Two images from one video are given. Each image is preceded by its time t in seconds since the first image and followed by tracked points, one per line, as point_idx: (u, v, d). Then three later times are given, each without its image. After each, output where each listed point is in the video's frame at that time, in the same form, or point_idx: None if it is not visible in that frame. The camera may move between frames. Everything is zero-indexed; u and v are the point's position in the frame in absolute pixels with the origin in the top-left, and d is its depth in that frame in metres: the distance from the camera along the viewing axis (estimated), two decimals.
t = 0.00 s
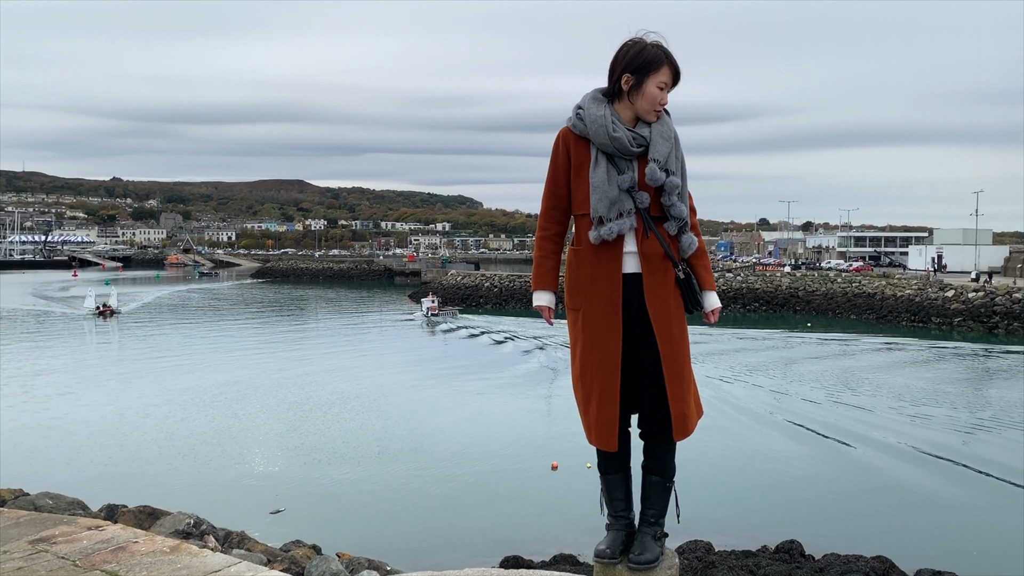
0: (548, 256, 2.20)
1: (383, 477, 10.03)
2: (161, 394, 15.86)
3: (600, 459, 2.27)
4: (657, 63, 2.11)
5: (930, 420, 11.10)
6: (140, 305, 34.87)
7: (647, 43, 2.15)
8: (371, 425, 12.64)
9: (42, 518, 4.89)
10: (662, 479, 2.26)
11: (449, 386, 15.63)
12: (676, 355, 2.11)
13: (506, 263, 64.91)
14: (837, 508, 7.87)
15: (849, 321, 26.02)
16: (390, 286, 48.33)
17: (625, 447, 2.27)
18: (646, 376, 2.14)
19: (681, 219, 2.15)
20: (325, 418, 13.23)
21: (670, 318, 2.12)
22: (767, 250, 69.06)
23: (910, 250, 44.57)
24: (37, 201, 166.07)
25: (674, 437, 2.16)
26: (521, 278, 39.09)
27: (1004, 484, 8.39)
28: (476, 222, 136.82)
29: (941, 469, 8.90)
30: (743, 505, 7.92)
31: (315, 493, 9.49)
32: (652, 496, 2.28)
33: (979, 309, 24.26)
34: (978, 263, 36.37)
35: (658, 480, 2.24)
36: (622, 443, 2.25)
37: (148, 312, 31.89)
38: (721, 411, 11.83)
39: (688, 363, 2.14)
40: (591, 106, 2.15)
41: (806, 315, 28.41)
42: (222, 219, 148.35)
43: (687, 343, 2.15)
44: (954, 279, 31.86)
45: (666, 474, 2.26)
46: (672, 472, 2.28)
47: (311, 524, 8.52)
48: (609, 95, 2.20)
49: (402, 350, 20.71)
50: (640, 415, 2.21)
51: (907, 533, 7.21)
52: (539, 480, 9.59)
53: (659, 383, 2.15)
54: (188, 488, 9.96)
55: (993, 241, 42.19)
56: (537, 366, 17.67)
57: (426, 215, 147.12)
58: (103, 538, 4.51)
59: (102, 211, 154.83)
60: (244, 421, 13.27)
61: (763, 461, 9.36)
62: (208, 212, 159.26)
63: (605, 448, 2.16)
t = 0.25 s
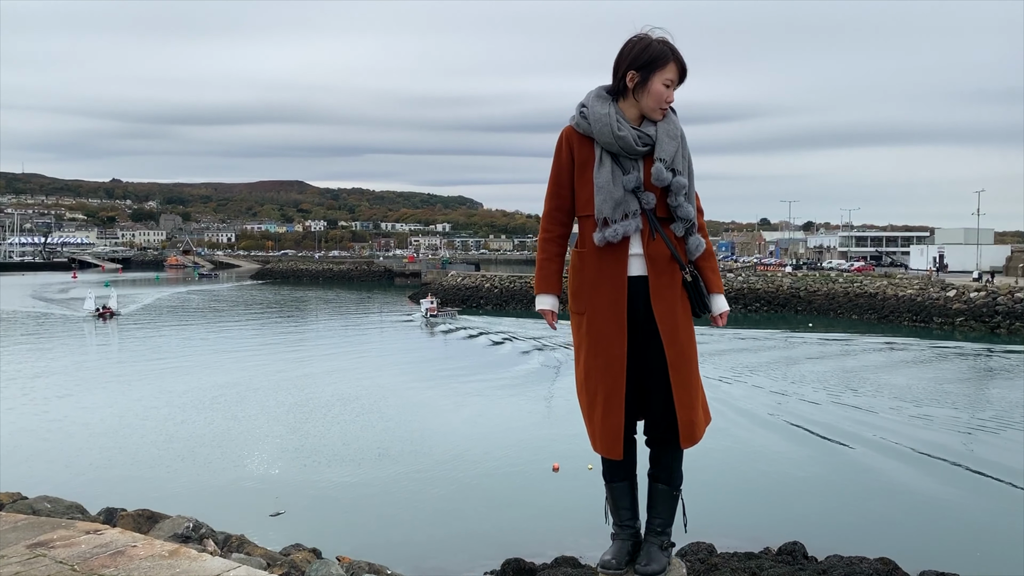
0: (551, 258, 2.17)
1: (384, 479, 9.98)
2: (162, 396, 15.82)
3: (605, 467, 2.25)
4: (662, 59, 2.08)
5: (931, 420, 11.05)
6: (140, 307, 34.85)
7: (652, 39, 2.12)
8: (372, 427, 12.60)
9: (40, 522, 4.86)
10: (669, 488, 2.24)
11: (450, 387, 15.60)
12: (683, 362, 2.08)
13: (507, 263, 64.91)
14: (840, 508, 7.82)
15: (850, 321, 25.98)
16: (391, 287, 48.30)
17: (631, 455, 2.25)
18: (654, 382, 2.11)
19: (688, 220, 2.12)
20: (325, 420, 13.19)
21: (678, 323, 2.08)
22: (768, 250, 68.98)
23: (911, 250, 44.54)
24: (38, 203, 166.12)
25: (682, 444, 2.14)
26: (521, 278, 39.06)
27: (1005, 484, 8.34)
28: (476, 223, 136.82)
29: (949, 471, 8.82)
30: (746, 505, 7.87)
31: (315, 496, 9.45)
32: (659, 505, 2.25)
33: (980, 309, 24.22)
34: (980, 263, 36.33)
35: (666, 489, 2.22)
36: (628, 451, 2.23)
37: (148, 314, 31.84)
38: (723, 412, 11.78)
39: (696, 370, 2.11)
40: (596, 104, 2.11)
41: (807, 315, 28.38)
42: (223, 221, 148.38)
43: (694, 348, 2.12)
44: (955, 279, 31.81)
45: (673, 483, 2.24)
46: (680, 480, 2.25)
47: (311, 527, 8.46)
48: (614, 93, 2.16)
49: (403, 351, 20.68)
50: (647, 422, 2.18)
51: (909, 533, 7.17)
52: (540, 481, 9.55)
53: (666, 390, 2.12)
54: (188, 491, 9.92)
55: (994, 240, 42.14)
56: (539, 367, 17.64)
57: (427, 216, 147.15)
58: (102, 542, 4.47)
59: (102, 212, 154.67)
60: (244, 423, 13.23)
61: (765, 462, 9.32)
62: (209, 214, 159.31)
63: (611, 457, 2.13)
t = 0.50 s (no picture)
0: (554, 262, 2.14)
1: (385, 481, 9.94)
2: (162, 398, 15.79)
3: (611, 475, 2.22)
4: (668, 58, 2.06)
5: (933, 420, 11.00)
6: (141, 309, 34.85)
7: (658, 37, 2.09)
8: (373, 429, 12.56)
9: (40, 526, 4.84)
10: (676, 496, 2.21)
11: (451, 389, 15.57)
12: (691, 367, 2.06)
13: (507, 264, 64.96)
14: (842, 509, 7.77)
15: (851, 321, 25.96)
16: (391, 289, 48.32)
17: (636, 463, 2.22)
18: (660, 388, 2.08)
19: (695, 222, 2.10)
20: (326, 422, 13.16)
21: (685, 327, 2.06)
22: (769, 251, 68.95)
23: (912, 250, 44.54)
24: (38, 205, 166.27)
25: (689, 452, 2.11)
26: (522, 279, 39.07)
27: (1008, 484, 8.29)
28: (476, 225, 136.88)
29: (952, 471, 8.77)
30: (748, 506, 7.83)
31: (315, 498, 9.41)
32: (665, 513, 2.22)
33: (982, 309, 24.18)
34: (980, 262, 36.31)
35: (673, 497, 2.19)
36: (633, 459, 2.20)
37: (149, 316, 31.83)
38: (725, 413, 11.75)
39: (703, 376, 2.09)
40: (601, 104, 2.08)
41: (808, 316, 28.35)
42: (223, 222, 148.53)
43: (701, 353, 2.09)
44: (956, 279, 31.76)
45: (680, 491, 2.21)
46: (686, 488, 2.22)
47: (312, 529, 8.43)
48: (619, 92, 2.14)
49: (403, 352, 20.66)
50: (653, 429, 2.15)
51: (913, 534, 7.14)
52: (542, 483, 9.51)
53: (672, 396, 2.09)
54: (189, 493, 9.88)
55: (995, 240, 42.11)
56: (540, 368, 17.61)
57: (427, 217, 147.26)
58: (101, 546, 4.45)
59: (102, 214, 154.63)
60: (245, 425, 13.20)
61: (767, 462, 9.29)
62: (209, 216, 159.43)
63: (617, 465, 2.10)
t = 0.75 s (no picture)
0: (556, 264, 2.11)
1: (385, 483, 9.91)
2: (162, 400, 15.76)
3: (615, 482, 2.19)
4: (673, 55, 2.03)
5: (934, 421, 10.96)
6: (141, 311, 34.83)
7: (662, 34, 2.07)
8: (373, 431, 12.53)
9: (39, 530, 4.82)
10: (682, 504, 2.17)
11: (451, 391, 15.54)
12: (697, 372, 2.03)
13: (507, 265, 64.96)
14: (845, 510, 7.74)
15: (851, 322, 25.93)
16: (391, 290, 48.33)
17: (641, 470, 2.19)
18: (666, 393, 2.05)
19: (700, 223, 2.07)
20: (326, 424, 13.13)
21: (691, 331, 2.03)
22: (769, 251, 68.94)
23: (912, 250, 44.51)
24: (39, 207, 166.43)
25: (695, 458, 2.08)
26: (522, 280, 39.04)
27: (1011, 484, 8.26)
28: (477, 226, 136.88)
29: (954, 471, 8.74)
30: (750, 506, 7.80)
31: (315, 501, 9.36)
32: (671, 522, 2.19)
33: (982, 309, 24.14)
34: (981, 262, 36.28)
35: (678, 504, 2.15)
36: (638, 466, 2.17)
37: (149, 318, 31.80)
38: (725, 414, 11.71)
39: (709, 381, 2.06)
40: (604, 102, 2.05)
41: (809, 316, 28.32)
42: (223, 224, 148.63)
43: (708, 358, 2.06)
44: (957, 279, 31.74)
45: (686, 499, 2.18)
46: (693, 496, 2.18)
47: (312, 532, 8.39)
48: (622, 91, 2.11)
49: (403, 354, 20.62)
50: (658, 434, 2.12)
51: (914, 534, 7.10)
52: (543, 485, 9.48)
53: (678, 402, 2.06)
54: (189, 496, 9.85)
55: (995, 240, 42.09)
56: (540, 370, 17.58)
57: (427, 219, 147.35)
58: (100, 551, 4.42)
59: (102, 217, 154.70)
60: (246, 428, 13.17)
61: (768, 463, 9.25)
62: (209, 218, 159.49)
63: (621, 472, 2.07)
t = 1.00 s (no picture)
0: (558, 266, 2.09)
1: (385, 485, 9.88)
2: (162, 402, 15.72)
3: (618, 488, 2.16)
4: (677, 52, 2.01)
5: (934, 421, 10.93)
6: (141, 313, 34.78)
7: (666, 30, 2.04)
8: (373, 432, 12.50)
9: (37, 533, 4.79)
10: (686, 510, 2.15)
11: (451, 392, 15.51)
12: (703, 376, 2.00)
13: (507, 266, 64.90)
14: (846, 511, 7.71)
15: (852, 322, 25.90)
16: (391, 291, 48.30)
17: (645, 475, 2.16)
18: (670, 397, 2.03)
19: (705, 223, 2.05)
20: (326, 425, 13.10)
21: (696, 334, 2.00)
22: (769, 251, 68.94)
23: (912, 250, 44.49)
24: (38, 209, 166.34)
25: (700, 464, 2.05)
26: (522, 281, 39.01)
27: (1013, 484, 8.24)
28: (476, 227, 136.86)
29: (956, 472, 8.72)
30: (751, 507, 7.77)
31: (315, 502, 9.33)
32: (675, 527, 2.16)
33: (983, 309, 24.13)
34: (981, 262, 36.27)
35: (682, 510, 2.13)
36: (641, 471, 2.14)
37: (148, 320, 31.74)
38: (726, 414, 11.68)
39: (715, 385, 2.03)
40: (606, 100, 2.03)
41: (809, 316, 28.30)
42: (223, 226, 148.56)
43: (713, 361, 2.04)
44: (957, 279, 31.73)
45: (690, 505, 2.15)
46: (697, 502, 2.16)
47: (312, 534, 8.35)
48: (626, 88, 2.09)
49: (403, 355, 20.59)
50: (662, 439, 2.10)
51: (916, 534, 7.07)
52: (543, 486, 9.45)
53: (682, 406, 2.03)
54: (188, 498, 9.82)
55: (995, 240, 42.07)
56: (541, 371, 17.54)
57: (427, 220, 147.35)
58: (98, 554, 4.40)
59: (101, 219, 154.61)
60: (245, 430, 13.14)
61: (768, 463, 9.23)
62: (208, 219, 159.40)
63: (624, 477, 2.05)
